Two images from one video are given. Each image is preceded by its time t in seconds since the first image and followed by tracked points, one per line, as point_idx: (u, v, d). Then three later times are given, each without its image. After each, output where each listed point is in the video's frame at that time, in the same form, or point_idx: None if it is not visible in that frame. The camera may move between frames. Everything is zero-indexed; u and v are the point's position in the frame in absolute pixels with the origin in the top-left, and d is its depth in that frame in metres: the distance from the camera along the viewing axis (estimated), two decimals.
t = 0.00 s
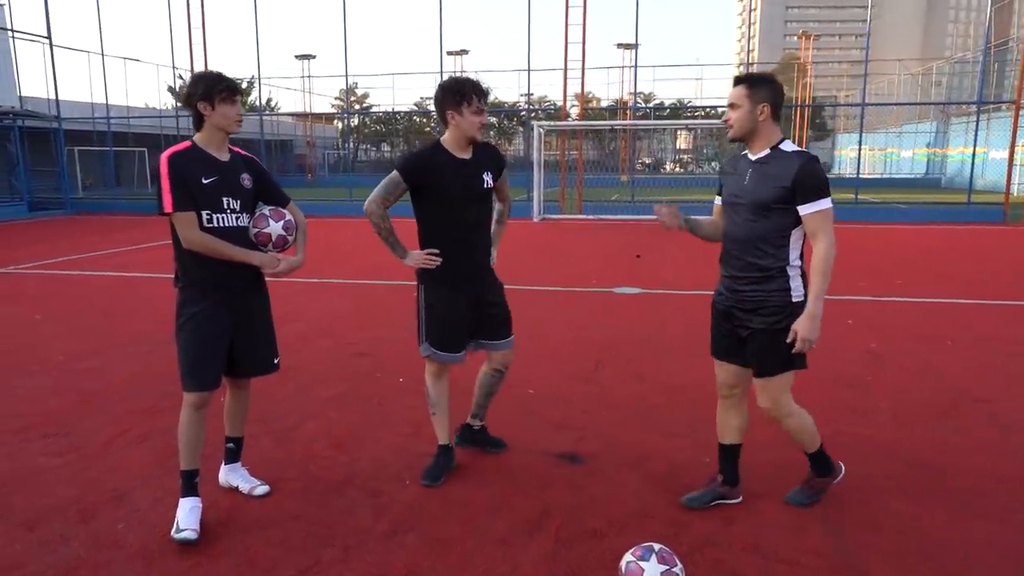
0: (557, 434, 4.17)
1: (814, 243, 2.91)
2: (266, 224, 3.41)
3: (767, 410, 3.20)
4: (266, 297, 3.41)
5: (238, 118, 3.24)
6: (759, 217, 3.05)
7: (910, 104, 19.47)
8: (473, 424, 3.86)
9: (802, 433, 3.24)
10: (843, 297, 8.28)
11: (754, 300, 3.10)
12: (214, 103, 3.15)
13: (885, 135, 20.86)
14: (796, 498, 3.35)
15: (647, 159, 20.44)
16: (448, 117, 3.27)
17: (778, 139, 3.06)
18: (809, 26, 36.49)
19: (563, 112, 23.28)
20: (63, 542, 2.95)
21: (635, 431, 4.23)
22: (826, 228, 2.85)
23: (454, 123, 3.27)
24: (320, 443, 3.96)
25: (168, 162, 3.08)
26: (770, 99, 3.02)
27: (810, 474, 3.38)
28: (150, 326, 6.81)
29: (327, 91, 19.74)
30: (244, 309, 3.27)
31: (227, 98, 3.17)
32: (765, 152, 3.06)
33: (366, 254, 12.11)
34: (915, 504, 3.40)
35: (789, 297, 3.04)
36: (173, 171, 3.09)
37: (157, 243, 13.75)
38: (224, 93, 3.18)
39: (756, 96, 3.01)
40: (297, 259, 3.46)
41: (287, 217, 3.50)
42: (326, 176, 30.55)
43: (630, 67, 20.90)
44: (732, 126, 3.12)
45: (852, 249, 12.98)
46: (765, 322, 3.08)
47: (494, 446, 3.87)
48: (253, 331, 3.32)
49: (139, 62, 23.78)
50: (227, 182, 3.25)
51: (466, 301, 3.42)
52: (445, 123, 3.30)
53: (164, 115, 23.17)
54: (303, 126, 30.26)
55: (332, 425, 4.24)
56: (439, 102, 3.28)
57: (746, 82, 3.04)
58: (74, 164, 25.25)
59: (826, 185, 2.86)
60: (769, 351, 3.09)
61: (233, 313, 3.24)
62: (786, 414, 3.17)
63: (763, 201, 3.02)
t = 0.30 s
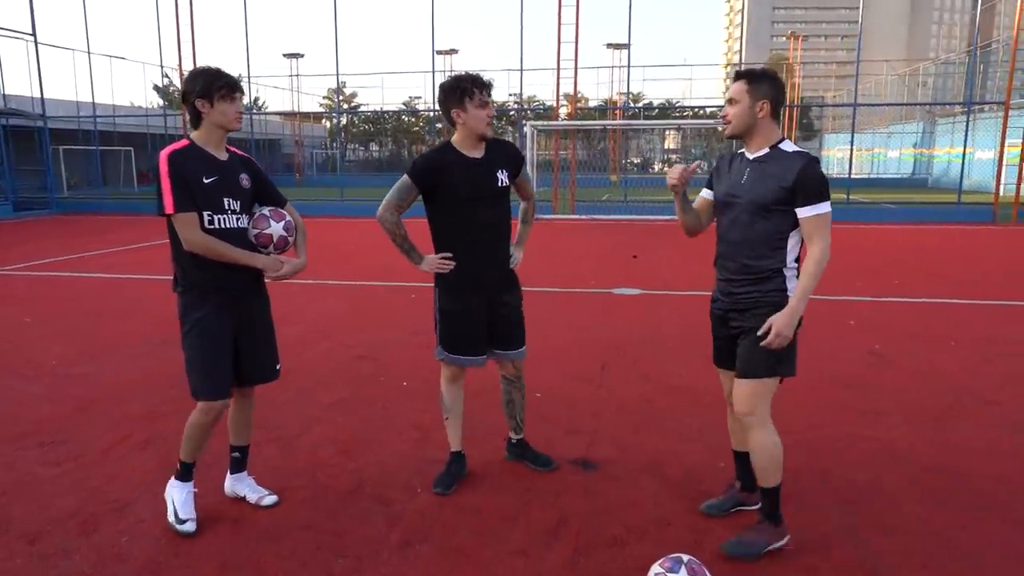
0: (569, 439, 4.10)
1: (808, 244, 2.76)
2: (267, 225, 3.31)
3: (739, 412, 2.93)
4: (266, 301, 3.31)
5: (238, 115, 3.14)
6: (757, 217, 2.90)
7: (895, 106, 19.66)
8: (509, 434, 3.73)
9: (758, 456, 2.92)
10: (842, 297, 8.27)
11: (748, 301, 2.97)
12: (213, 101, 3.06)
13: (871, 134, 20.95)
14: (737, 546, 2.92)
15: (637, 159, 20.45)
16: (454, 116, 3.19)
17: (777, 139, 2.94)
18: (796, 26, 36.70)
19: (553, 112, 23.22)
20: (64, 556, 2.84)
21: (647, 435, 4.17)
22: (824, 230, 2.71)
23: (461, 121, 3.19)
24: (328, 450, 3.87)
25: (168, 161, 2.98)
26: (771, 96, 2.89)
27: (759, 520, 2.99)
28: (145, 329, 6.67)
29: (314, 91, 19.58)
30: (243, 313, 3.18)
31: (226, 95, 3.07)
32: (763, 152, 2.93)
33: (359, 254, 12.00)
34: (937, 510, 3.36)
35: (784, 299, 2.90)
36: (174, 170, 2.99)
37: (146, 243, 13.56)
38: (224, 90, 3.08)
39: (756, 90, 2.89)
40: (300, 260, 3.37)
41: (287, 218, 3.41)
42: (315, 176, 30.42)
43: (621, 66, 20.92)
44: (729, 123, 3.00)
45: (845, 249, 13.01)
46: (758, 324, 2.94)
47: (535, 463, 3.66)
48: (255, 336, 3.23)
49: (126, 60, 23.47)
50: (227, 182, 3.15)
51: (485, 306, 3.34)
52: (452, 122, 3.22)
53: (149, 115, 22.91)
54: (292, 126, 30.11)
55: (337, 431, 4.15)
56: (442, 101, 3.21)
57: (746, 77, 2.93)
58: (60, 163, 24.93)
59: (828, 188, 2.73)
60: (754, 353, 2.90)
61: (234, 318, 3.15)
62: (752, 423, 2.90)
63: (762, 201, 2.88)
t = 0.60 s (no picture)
0: (572, 445, 4.03)
1: (804, 263, 2.62)
2: (252, 227, 3.19)
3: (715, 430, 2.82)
4: (252, 306, 3.19)
5: (210, 113, 3.01)
6: (748, 228, 2.74)
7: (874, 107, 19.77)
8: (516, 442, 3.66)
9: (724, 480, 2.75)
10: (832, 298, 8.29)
11: (728, 314, 2.80)
12: (183, 99, 2.93)
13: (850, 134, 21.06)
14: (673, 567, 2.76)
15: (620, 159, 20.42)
16: (470, 117, 3.15)
17: (780, 144, 2.76)
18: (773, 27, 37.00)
19: (535, 113, 23.11)
20: None
21: (650, 440, 4.12)
22: (820, 248, 2.57)
23: (477, 121, 3.13)
24: (326, 460, 3.77)
25: (143, 166, 2.85)
26: (773, 98, 2.72)
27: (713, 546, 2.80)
28: (128, 334, 6.50)
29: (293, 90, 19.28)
30: (231, 319, 3.06)
31: (196, 92, 2.95)
32: (764, 157, 2.74)
33: (344, 256, 11.84)
34: (945, 512, 3.34)
35: (765, 315, 2.70)
36: (150, 176, 2.86)
37: (124, 245, 13.27)
38: (193, 87, 2.95)
39: (758, 94, 2.72)
40: (288, 261, 3.27)
41: (271, 219, 3.30)
42: (294, 176, 30.05)
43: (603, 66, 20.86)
44: (730, 126, 2.84)
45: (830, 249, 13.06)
46: (738, 340, 2.76)
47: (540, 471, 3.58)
48: (242, 343, 3.12)
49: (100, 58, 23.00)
50: (206, 185, 3.03)
51: (500, 311, 3.26)
52: (468, 123, 3.17)
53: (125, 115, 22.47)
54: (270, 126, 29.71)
55: (334, 440, 4.04)
56: (459, 103, 3.18)
57: (748, 79, 2.77)
58: (32, 164, 24.36)
59: (825, 202, 2.57)
60: (733, 370, 2.75)
61: (222, 326, 3.04)
62: (727, 443, 2.76)
63: (753, 210, 2.71)
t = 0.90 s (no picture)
0: (565, 450, 3.99)
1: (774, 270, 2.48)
2: (215, 237, 2.99)
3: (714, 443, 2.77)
4: (218, 317, 3.02)
5: (172, 114, 2.81)
6: (731, 234, 2.69)
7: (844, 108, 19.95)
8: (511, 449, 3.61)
9: (726, 493, 2.72)
10: (811, 297, 8.34)
11: (709, 322, 2.79)
12: (141, 100, 2.73)
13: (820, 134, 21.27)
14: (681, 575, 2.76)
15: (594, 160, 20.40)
16: (478, 118, 3.12)
17: (775, 143, 2.68)
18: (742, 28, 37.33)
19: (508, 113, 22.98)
20: None
21: (643, 443, 4.09)
22: (792, 255, 2.42)
23: (484, 123, 3.10)
24: (315, 470, 3.68)
25: (94, 173, 2.65)
26: (761, 96, 2.64)
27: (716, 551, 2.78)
28: (101, 341, 6.31)
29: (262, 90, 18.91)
30: (195, 331, 2.89)
31: (156, 92, 2.75)
32: (757, 158, 2.67)
33: (321, 258, 11.66)
34: (938, 511, 3.37)
35: (743, 324, 2.68)
36: (102, 184, 2.67)
37: (92, 249, 12.92)
38: (152, 85, 2.75)
39: (745, 94, 2.65)
40: (256, 272, 3.07)
41: (239, 227, 3.10)
42: (265, 178, 29.57)
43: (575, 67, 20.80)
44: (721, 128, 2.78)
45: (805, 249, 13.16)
46: (716, 348, 2.75)
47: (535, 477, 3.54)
48: (210, 356, 2.96)
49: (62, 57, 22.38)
50: (167, 191, 2.83)
51: (505, 314, 3.21)
52: (476, 125, 3.14)
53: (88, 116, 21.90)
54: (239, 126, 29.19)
55: (324, 449, 3.95)
56: (468, 104, 3.16)
57: (735, 80, 2.70)
58: None
59: (805, 207, 2.44)
60: (711, 379, 2.74)
61: (183, 336, 2.87)
62: (727, 458, 2.71)
63: (736, 216, 2.66)
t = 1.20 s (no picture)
0: (541, 452, 3.96)
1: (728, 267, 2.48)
2: (163, 244, 2.89)
3: (689, 446, 2.73)
4: (169, 326, 2.91)
5: (115, 114, 2.70)
6: (700, 236, 2.70)
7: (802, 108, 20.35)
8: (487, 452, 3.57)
9: (702, 494, 2.71)
10: (775, 296, 8.46)
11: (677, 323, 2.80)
12: (81, 100, 2.62)
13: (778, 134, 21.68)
14: None
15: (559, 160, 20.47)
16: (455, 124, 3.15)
17: (749, 143, 2.70)
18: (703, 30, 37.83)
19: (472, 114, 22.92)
20: None
21: (618, 444, 4.09)
22: (746, 254, 2.43)
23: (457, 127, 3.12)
24: (286, 479, 3.60)
25: (28, 177, 2.55)
26: (740, 91, 2.64)
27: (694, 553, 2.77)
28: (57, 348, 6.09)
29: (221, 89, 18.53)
30: (144, 341, 2.78)
31: (97, 92, 2.64)
32: (728, 157, 2.69)
33: (286, 261, 11.45)
34: (906, 506, 3.44)
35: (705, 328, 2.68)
36: (36, 187, 2.56)
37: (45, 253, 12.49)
38: (92, 84, 2.64)
39: (723, 90, 2.65)
40: (209, 279, 2.96)
41: (189, 232, 2.99)
42: (224, 178, 28.97)
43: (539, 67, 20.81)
44: (696, 122, 2.79)
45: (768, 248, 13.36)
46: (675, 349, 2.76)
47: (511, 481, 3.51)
48: (163, 366, 2.85)
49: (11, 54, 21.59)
50: (110, 196, 2.72)
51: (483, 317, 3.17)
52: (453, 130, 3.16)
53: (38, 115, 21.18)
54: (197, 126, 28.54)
55: (294, 456, 3.86)
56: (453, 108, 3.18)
57: (717, 72, 2.69)
58: None
59: (770, 213, 2.46)
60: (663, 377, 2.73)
61: (131, 346, 2.75)
62: (702, 460, 2.69)
63: (707, 217, 2.66)
